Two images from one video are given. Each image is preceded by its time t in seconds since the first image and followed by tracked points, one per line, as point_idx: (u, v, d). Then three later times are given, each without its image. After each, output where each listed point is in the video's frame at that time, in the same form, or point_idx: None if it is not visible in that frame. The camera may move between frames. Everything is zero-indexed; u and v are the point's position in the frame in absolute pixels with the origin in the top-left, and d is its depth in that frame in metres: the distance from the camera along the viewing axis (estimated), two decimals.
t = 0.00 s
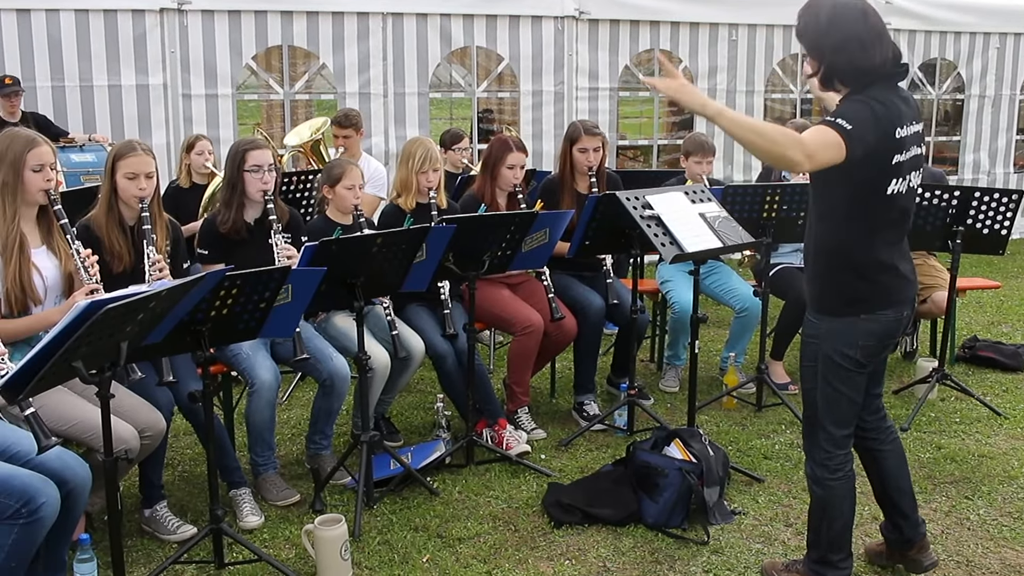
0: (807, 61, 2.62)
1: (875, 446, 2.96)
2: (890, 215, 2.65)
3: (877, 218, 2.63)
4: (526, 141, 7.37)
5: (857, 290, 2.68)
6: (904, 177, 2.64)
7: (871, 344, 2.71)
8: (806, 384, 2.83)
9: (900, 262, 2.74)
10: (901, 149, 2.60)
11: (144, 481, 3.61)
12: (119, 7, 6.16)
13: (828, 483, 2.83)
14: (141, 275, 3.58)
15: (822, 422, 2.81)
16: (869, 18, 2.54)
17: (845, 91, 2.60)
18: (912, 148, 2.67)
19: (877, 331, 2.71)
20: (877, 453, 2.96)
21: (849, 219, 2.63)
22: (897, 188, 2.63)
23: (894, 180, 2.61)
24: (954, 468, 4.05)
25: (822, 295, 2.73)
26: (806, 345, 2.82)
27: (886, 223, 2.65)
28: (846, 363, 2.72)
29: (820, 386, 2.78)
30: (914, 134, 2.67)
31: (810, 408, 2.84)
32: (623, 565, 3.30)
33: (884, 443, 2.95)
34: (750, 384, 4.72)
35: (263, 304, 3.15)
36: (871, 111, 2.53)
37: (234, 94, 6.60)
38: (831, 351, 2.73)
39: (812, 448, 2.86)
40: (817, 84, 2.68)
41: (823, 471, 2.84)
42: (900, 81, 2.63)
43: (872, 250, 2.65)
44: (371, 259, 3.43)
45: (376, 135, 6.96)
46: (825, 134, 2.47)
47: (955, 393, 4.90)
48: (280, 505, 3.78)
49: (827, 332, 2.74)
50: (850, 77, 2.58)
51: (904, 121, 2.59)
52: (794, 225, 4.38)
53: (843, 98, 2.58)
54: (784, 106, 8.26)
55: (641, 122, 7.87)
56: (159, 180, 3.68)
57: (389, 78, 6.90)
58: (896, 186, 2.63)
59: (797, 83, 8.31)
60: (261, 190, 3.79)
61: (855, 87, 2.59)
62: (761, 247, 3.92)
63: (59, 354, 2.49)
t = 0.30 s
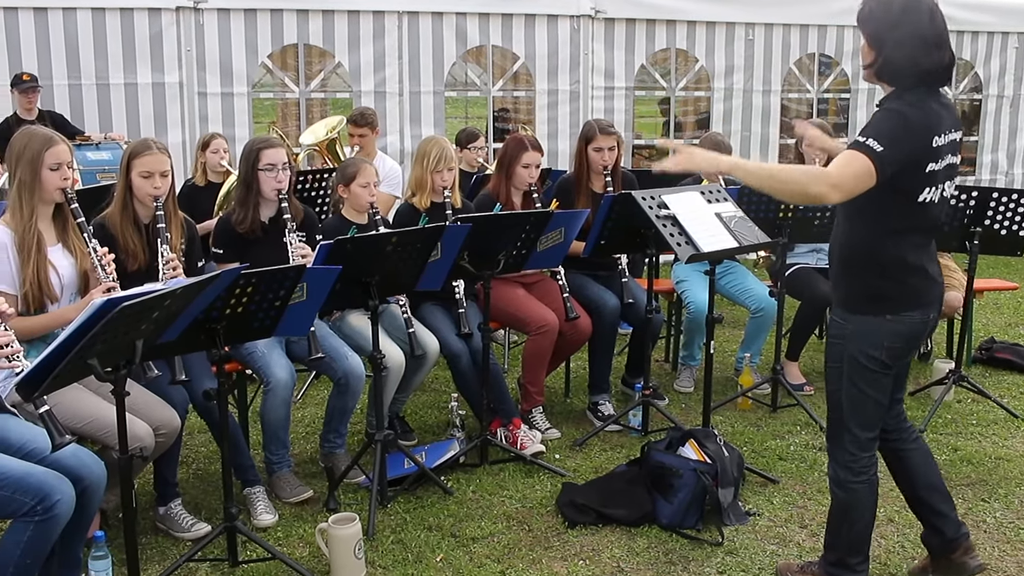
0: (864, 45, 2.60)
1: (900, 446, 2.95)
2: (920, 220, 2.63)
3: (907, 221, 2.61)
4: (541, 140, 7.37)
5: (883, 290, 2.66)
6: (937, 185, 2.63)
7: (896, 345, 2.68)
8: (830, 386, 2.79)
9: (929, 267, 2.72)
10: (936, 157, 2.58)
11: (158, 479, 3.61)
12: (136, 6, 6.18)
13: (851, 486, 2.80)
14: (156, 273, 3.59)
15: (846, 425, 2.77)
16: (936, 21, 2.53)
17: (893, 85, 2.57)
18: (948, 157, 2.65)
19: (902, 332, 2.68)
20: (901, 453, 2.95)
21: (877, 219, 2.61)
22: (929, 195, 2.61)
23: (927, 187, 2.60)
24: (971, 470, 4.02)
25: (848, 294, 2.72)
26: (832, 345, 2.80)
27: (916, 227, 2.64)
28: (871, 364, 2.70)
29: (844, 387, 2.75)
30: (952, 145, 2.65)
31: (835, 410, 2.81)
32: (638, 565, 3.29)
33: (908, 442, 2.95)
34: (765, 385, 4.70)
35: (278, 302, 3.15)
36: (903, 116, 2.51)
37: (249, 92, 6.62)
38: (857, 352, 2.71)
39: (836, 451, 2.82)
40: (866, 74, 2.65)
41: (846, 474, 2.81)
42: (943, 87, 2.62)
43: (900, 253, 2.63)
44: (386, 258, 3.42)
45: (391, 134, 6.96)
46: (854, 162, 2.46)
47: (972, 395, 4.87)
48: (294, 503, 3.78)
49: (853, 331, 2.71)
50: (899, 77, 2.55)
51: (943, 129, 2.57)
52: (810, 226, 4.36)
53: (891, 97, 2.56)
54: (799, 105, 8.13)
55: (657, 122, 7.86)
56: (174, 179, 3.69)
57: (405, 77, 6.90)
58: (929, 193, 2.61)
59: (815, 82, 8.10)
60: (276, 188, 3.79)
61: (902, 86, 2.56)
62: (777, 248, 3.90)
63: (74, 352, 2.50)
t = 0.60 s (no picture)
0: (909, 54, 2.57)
1: (942, 467, 2.86)
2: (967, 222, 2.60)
3: (954, 222, 2.58)
4: (556, 140, 7.36)
5: (927, 291, 2.62)
6: (985, 188, 2.60)
7: (936, 348, 2.64)
8: (867, 386, 2.79)
9: (975, 271, 2.68)
10: (985, 159, 2.55)
11: (174, 477, 3.63)
12: (152, 5, 6.21)
13: (879, 488, 2.78)
14: (171, 271, 3.59)
15: (880, 426, 2.75)
16: (980, 23, 2.49)
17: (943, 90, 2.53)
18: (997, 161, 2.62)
19: (944, 335, 2.64)
20: (943, 472, 2.85)
21: (923, 219, 2.58)
22: (977, 197, 2.58)
23: (975, 189, 2.57)
24: (988, 472, 4.00)
25: (890, 294, 2.69)
26: (871, 345, 2.78)
27: (963, 229, 2.61)
28: (908, 367, 2.67)
29: (881, 387, 2.73)
30: (1002, 149, 2.63)
31: (870, 409, 2.82)
32: (652, 566, 3.29)
33: (952, 463, 2.85)
34: (780, 386, 4.69)
35: (294, 301, 3.15)
36: (955, 113, 2.49)
37: (265, 91, 6.64)
38: (895, 353, 2.68)
39: (866, 453, 2.81)
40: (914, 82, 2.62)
41: (874, 476, 2.80)
42: (997, 91, 2.60)
43: (946, 254, 2.60)
44: (402, 258, 3.42)
45: (407, 133, 6.97)
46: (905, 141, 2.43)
47: (989, 397, 4.85)
48: (309, 502, 3.79)
49: (892, 332, 2.68)
50: (947, 81, 2.52)
51: (993, 131, 2.55)
52: (826, 226, 4.34)
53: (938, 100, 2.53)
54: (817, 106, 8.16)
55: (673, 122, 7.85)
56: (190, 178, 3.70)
57: (420, 77, 6.90)
58: (977, 195, 2.58)
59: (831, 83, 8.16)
60: (291, 188, 3.80)
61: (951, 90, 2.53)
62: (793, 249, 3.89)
63: (91, 350, 2.50)
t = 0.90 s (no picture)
0: (953, 70, 2.50)
1: (1005, 489, 2.70)
2: None
3: (1016, 226, 2.47)
4: (571, 141, 7.36)
5: (987, 298, 2.52)
6: None
7: (996, 357, 2.54)
8: (917, 391, 2.70)
9: None
10: None
11: (190, 476, 3.64)
12: (169, 6, 6.24)
13: (915, 494, 2.70)
14: (188, 271, 3.61)
15: (924, 433, 2.68)
16: (1021, 24, 2.40)
17: (994, 98, 2.44)
18: None
19: (1005, 344, 2.53)
20: (1007, 495, 2.69)
21: (983, 223, 2.49)
22: None
23: None
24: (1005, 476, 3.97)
25: (949, 302, 2.60)
26: (926, 352, 2.68)
27: None
28: (966, 377, 2.57)
29: (932, 395, 2.65)
30: None
31: (916, 416, 2.71)
32: (666, 568, 3.29)
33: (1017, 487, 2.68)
34: (795, 388, 4.68)
35: (309, 301, 3.16)
36: (1012, 117, 2.39)
37: (281, 92, 6.66)
38: (951, 362, 2.59)
39: (907, 456, 2.74)
40: (966, 95, 2.54)
41: (911, 481, 2.71)
42: None
43: (1009, 260, 2.49)
44: (417, 258, 3.43)
45: (422, 134, 6.99)
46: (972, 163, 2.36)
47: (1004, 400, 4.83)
48: (323, 501, 3.80)
49: (949, 340, 2.59)
50: (1000, 87, 2.42)
51: None
52: (841, 228, 4.32)
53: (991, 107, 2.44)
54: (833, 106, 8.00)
55: (687, 123, 7.83)
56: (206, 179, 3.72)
57: (435, 77, 6.91)
58: None
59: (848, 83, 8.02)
60: (307, 189, 3.81)
61: (1005, 96, 2.43)
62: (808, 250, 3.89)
63: (109, 350, 2.52)
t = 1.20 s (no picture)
0: (1002, 63, 2.47)
1: None
2: None
3: None
4: (584, 144, 7.36)
5: None
6: None
7: None
8: (955, 399, 2.67)
9: None
10: None
11: (204, 476, 3.66)
12: (184, 9, 6.29)
13: (948, 501, 2.68)
14: (204, 273, 3.63)
15: (960, 440, 2.66)
16: None
17: None
18: None
19: None
20: None
21: None
22: None
23: None
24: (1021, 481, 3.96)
25: (990, 308, 2.60)
26: (965, 359, 2.66)
27: None
28: (1009, 385, 2.57)
29: (970, 403, 2.62)
30: None
31: (951, 423, 2.69)
32: (678, 571, 3.29)
33: None
34: (808, 391, 4.67)
35: (324, 303, 3.18)
36: None
37: (295, 94, 6.69)
38: (993, 369, 2.57)
39: (941, 461, 2.71)
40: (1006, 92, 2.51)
41: (944, 488, 2.69)
42: None
43: None
44: (431, 260, 3.44)
45: (435, 136, 7.00)
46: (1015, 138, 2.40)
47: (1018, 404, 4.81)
48: (337, 503, 3.82)
49: (992, 348, 2.58)
50: None
51: None
52: (855, 231, 4.31)
53: None
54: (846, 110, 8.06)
55: (700, 126, 7.82)
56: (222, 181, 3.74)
57: (449, 80, 6.93)
58: None
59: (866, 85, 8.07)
60: (323, 191, 3.82)
61: None
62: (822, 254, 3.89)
63: (126, 350, 2.54)
